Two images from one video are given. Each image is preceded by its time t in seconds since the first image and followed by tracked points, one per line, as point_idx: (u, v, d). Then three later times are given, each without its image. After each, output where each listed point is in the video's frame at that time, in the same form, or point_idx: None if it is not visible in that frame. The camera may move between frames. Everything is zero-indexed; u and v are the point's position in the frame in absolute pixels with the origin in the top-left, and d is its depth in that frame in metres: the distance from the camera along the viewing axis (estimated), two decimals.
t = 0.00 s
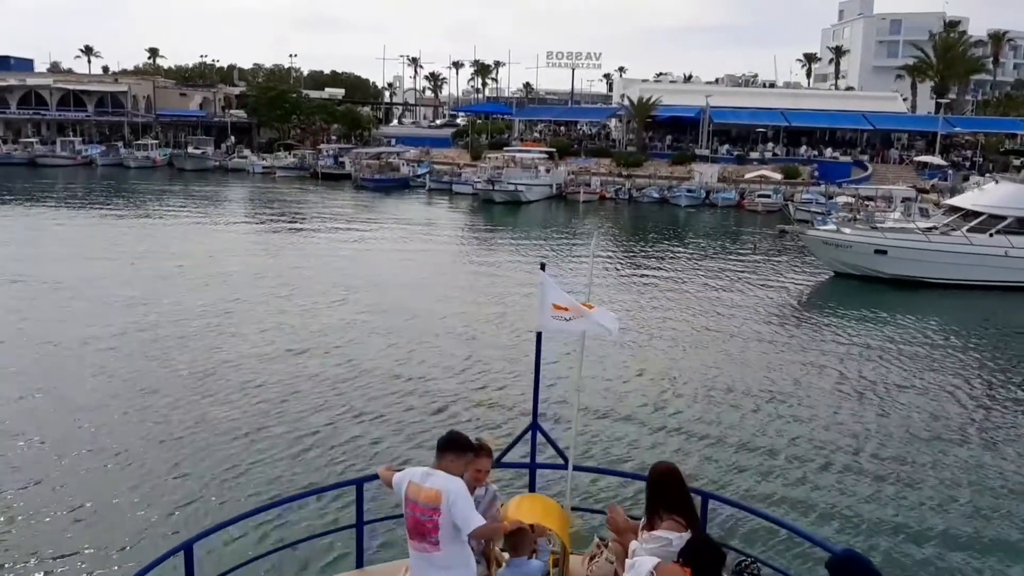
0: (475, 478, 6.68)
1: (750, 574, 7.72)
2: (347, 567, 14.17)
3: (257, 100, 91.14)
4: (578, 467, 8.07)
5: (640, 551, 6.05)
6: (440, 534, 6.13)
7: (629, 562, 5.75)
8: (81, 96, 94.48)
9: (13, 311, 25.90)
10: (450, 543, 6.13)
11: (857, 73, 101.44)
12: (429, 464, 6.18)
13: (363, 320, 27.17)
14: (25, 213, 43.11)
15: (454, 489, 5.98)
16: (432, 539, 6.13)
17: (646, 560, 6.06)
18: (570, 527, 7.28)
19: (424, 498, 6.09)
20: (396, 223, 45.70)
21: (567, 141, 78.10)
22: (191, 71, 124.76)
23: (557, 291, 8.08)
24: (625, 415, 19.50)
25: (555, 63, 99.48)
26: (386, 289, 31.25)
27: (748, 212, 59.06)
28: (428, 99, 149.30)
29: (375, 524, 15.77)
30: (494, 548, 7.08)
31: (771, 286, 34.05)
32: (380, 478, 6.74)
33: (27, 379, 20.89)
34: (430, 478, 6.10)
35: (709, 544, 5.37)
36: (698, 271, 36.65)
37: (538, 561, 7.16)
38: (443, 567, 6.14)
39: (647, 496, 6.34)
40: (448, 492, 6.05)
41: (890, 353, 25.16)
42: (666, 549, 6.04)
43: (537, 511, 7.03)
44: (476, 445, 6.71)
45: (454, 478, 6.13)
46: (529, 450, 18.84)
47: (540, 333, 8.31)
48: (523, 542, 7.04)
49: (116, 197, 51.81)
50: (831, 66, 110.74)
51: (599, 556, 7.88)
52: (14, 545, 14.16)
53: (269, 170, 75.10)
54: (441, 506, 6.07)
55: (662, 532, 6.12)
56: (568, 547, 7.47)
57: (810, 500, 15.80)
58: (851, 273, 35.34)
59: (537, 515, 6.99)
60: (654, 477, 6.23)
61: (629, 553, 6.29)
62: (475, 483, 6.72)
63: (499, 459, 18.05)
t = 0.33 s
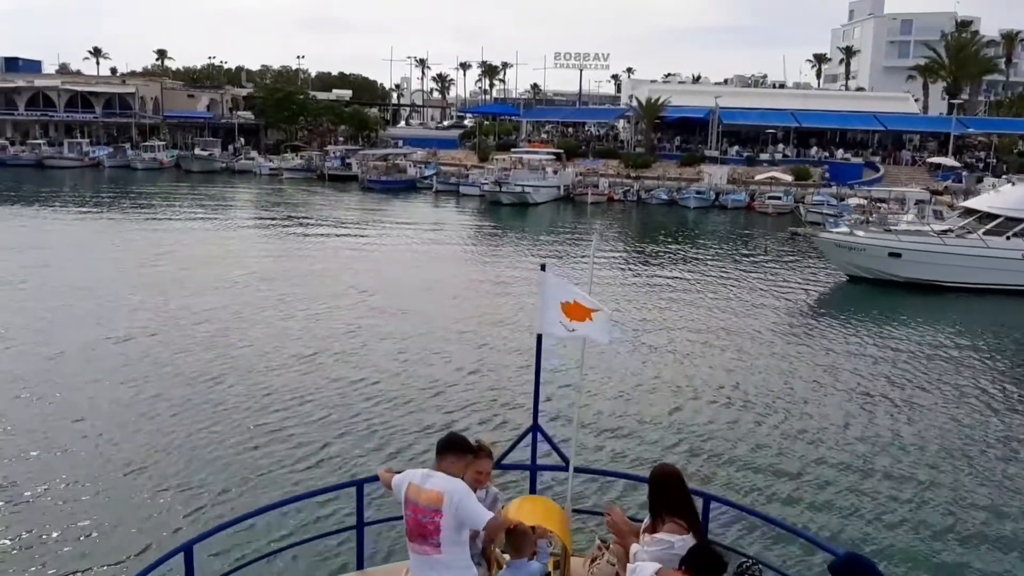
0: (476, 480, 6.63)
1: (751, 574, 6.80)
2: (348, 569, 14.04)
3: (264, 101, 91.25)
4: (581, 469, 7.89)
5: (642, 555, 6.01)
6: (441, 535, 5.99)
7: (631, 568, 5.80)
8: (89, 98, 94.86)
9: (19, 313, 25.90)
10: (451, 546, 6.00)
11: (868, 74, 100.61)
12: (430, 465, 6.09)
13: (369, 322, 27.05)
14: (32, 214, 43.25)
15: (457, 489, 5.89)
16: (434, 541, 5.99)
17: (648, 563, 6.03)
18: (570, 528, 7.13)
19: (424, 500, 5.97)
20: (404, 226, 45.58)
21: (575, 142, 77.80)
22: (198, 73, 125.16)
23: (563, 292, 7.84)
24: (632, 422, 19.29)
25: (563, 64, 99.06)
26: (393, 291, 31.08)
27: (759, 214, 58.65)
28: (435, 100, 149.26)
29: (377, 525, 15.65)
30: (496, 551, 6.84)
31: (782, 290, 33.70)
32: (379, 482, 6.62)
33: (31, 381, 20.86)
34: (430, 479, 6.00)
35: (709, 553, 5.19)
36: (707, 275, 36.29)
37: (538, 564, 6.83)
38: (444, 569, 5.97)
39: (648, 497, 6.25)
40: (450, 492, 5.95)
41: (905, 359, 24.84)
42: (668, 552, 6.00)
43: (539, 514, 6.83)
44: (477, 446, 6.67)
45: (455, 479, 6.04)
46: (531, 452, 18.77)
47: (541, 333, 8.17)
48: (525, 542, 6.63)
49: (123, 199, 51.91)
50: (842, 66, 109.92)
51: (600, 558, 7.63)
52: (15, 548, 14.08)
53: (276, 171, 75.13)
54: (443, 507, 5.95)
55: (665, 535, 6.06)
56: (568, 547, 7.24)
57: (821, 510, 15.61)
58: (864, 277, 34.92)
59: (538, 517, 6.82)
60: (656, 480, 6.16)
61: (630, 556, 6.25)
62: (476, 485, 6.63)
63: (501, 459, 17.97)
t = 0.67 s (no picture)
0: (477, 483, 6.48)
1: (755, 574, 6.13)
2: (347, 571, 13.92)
3: (271, 102, 91.50)
4: (584, 469, 7.71)
5: (643, 556, 5.87)
6: (442, 536, 5.87)
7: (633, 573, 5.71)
8: (97, 99, 95.39)
9: (23, 314, 25.91)
10: (452, 548, 5.88)
11: (879, 74, 99.94)
12: (430, 465, 5.94)
13: (375, 324, 26.93)
14: (40, 216, 43.49)
15: (458, 491, 5.75)
16: (435, 542, 5.87)
17: (648, 565, 5.87)
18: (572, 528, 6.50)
19: (425, 501, 5.84)
20: (411, 228, 45.50)
21: (583, 144, 77.48)
22: (206, 74, 125.71)
23: (559, 292, 7.70)
24: (637, 428, 19.08)
25: (570, 64, 98.75)
26: (401, 293, 31.01)
27: (769, 215, 58.36)
28: (443, 100, 149.23)
29: (376, 525, 15.53)
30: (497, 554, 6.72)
31: (793, 293, 33.35)
32: (379, 482, 6.50)
33: (34, 382, 20.82)
34: (431, 481, 5.85)
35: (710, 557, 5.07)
36: (716, 277, 36.00)
37: (540, 566, 6.69)
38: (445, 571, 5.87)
39: (649, 498, 6.07)
40: (452, 493, 5.82)
41: (921, 365, 24.47)
42: (670, 554, 5.83)
43: (537, 515, 6.28)
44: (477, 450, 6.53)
45: (456, 480, 5.89)
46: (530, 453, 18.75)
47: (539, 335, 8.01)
48: (528, 544, 6.41)
49: (130, 200, 52.15)
50: (852, 67, 109.24)
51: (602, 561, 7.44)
52: (15, 550, 14.05)
53: (283, 172, 75.24)
54: (444, 508, 5.83)
55: (665, 536, 5.88)
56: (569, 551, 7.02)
57: (829, 521, 15.41)
58: (877, 280, 34.51)
59: (536, 517, 6.29)
60: (658, 480, 5.99)
61: (632, 557, 6.07)
62: (476, 488, 6.45)
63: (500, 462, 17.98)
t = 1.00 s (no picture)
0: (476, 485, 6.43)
1: None
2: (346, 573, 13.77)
3: (279, 103, 91.70)
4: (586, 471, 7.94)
5: (644, 559, 5.89)
6: (443, 538, 5.84)
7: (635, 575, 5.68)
8: (105, 101, 95.94)
9: (27, 315, 25.87)
10: (454, 550, 5.85)
11: (891, 74, 99.10)
12: (431, 467, 5.91)
13: (380, 327, 26.76)
14: (48, 218, 43.74)
15: (457, 492, 5.70)
16: (436, 544, 5.84)
17: (650, 567, 5.88)
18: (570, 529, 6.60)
19: (427, 503, 5.80)
20: (418, 230, 45.37)
21: (591, 145, 77.10)
22: (214, 76, 126.25)
23: (562, 294, 7.54)
24: (643, 435, 18.82)
25: (578, 65, 98.43)
26: (407, 295, 30.92)
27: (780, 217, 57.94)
28: (450, 102, 149.13)
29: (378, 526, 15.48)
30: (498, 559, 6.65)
31: (805, 296, 32.95)
32: (379, 482, 6.48)
33: (38, 384, 20.77)
34: (432, 482, 5.82)
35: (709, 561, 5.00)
36: (726, 279, 35.70)
37: (540, 567, 6.67)
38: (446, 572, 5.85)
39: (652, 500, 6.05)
40: (453, 494, 5.78)
41: (938, 371, 24.08)
42: (671, 555, 5.84)
43: (538, 516, 6.32)
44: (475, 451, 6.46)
45: (456, 481, 5.84)
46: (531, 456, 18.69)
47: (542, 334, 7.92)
48: (525, 546, 6.48)
49: (138, 202, 52.39)
50: (863, 67, 108.36)
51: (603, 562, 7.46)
52: (19, 547, 14.14)
53: (290, 174, 75.31)
54: (445, 509, 5.79)
55: (666, 538, 5.88)
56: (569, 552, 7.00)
57: (838, 533, 15.17)
58: (891, 283, 34.10)
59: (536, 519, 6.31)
60: (658, 482, 5.98)
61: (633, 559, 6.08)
62: (475, 491, 6.38)
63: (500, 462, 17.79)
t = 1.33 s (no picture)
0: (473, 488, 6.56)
1: None
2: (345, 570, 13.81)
3: (287, 105, 92.02)
4: (588, 474, 8.35)
5: (644, 564, 5.77)
6: (442, 539, 6.01)
7: None
8: (114, 102, 96.60)
9: (34, 316, 26.04)
10: (452, 551, 6.01)
11: (903, 74, 98.26)
12: (428, 469, 6.02)
13: (385, 328, 26.73)
14: (56, 219, 44.11)
15: (454, 494, 5.83)
16: (435, 545, 6.02)
17: (653, 572, 5.78)
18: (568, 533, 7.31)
19: (426, 504, 5.94)
20: (425, 231, 45.37)
21: (599, 146, 76.87)
22: (223, 78, 126.88)
23: (560, 294, 7.80)
24: (647, 438, 18.72)
25: (586, 66, 98.15)
26: (414, 296, 30.90)
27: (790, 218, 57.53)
28: (457, 103, 149.09)
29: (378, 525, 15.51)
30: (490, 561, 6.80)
31: (816, 299, 32.69)
32: (379, 484, 6.63)
33: (44, 383, 20.92)
34: (430, 484, 5.94)
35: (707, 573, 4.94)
36: (737, 282, 35.37)
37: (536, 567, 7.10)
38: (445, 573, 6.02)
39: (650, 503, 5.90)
40: (449, 496, 5.91)
41: (953, 375, 23.78)
42: (671, 559, 5.73)
43: (535, 519, 7.10)
44: (469, 454, 6.57)
45: (453, 482, 5.96)
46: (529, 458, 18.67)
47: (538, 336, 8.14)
48: (514, 550, 6.65)
49: (146, 203, 52.70)
50: (875, 67, 107.50)
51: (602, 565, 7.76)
52: (21, 541, 14.28)
53: (297, 175, 75.55)
54: (444, 510, 5.95)
55: (666, 541, 5.76)
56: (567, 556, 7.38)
57: (844, 535, 15.05)
58: (906, 286, 33.72)
59: (534, 520, 7.11)
60: (659, 485, 5.79)
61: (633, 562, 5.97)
62: (471, 493, 6.52)
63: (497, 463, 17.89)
